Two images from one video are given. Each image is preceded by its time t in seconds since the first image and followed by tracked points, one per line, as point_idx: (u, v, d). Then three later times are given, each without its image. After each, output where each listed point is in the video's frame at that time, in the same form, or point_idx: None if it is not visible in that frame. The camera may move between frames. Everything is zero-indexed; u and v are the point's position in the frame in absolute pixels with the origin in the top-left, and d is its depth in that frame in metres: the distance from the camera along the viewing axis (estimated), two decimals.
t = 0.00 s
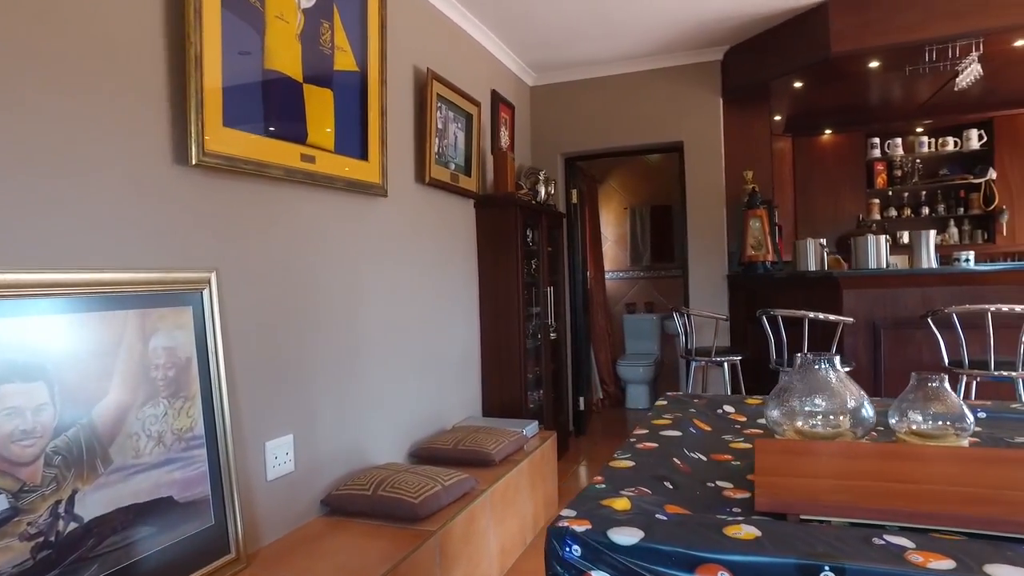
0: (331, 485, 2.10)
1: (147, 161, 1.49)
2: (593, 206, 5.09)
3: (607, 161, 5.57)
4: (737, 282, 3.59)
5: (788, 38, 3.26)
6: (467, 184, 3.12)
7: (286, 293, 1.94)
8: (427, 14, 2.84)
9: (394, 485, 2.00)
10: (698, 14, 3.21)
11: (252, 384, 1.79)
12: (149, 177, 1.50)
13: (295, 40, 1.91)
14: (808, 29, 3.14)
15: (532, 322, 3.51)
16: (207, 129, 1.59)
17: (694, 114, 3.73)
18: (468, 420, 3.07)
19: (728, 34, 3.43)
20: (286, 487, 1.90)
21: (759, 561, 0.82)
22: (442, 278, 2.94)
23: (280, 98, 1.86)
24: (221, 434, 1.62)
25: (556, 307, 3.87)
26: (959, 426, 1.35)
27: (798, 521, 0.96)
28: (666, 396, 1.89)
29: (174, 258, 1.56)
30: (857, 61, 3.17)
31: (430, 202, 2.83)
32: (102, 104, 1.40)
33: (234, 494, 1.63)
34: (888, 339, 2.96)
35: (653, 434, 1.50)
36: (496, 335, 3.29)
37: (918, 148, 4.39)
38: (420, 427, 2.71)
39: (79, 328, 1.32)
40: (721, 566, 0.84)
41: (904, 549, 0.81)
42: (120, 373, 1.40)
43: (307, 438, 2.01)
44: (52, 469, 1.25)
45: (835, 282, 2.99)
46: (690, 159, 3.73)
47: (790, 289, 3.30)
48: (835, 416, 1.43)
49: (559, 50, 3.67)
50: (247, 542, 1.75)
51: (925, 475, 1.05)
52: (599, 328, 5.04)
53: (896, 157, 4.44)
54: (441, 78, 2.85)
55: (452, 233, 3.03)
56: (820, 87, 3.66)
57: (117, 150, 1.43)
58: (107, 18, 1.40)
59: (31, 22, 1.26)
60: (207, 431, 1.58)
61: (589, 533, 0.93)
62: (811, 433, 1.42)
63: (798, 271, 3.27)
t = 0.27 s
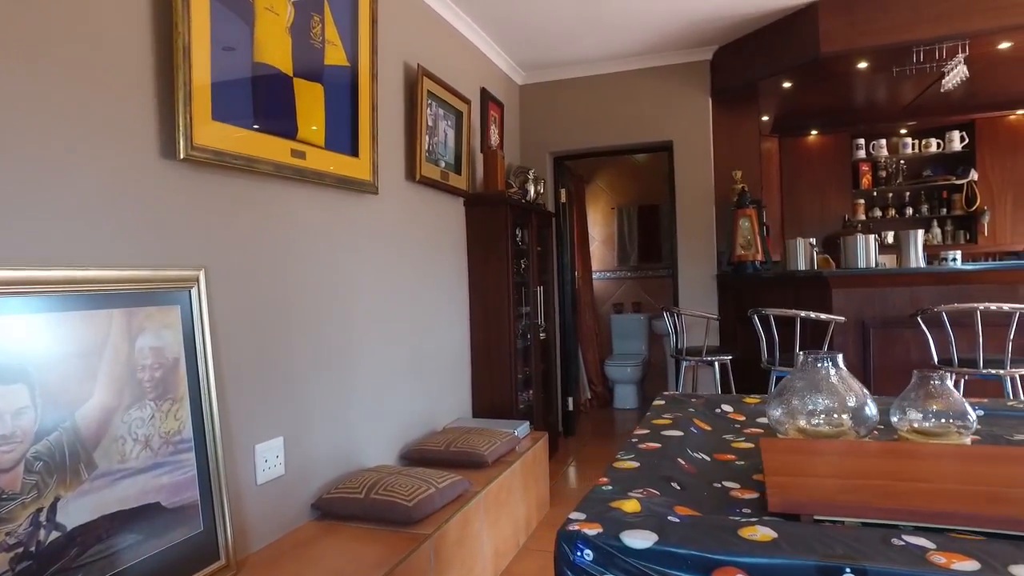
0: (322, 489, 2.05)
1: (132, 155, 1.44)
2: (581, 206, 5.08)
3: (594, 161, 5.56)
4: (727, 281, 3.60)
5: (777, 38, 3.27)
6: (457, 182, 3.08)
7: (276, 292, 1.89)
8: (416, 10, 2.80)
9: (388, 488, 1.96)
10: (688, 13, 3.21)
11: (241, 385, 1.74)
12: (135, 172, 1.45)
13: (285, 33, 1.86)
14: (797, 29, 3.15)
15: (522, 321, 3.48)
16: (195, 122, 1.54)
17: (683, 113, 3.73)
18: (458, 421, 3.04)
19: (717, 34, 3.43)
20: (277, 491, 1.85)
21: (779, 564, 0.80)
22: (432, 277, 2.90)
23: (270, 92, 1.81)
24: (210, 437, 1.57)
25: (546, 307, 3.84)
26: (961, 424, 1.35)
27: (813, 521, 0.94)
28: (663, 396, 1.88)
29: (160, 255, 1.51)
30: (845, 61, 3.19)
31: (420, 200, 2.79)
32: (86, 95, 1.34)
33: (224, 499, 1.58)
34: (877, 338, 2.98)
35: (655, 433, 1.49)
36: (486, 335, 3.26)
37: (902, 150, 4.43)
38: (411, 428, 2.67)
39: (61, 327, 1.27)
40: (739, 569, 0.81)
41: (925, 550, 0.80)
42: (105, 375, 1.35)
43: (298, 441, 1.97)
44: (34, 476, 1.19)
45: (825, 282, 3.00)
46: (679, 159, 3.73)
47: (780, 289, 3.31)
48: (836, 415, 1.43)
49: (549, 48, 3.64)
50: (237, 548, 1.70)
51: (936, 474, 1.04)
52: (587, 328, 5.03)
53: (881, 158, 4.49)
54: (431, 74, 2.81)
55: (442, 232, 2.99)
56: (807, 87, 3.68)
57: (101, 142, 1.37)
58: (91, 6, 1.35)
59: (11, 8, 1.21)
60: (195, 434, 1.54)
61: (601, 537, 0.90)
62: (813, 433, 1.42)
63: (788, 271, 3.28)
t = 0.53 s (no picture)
0: (314, 494, 2.00)
1: (118, 148, 1.38)
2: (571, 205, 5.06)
3: (584, 160, 5.54)
4: (719, 280, 3.60)
5: (770, 37, 3.26)
6: (449, 180, 3.04)
7: (267, 292, 1.84)
8: (409, 4, 2.75)
9: (383, 492, 1.91)
10: (682, 12, 3.19)
11: (231, 387, 1.69)
12: (121, 166, 1.39)
13: (277, 25, 1.81)
14: (790, 28, 3.15)
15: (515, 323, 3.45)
16: (184, 114, 1.49)
17: (676, 113, 3.72)
18: (450, 423, 2.99)
19: (710, 32, 3.42)
20: (268, 497, 1.80)
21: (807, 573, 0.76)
22: (425, 277, 2.85)
23: (261, 85, 1.76)
24: (200, 442, 1.51)
25: (538, 306, 3.81)
26: (968, 424, 1.34)
27: (833, 526, 0.91)
28: (664, 397, 1.85)
29: (148, 253, 1.45)
30: (838, 61, 3.19)
31: (412, 198, 2.75)
32: (69, 85, 1.28)
33: (215, 506, 1.53)
34: (870, 338, 2.98)
35: (660, 435, 1.46)
36: (479, 335, 3.22)
37: (890, 150, 4.45)
38: (403, 430, 2.63)
39: (41, 329, 1.21)
40: None
41: (955, 558, 0.77)
42: (90, 378, 1.29)
43: (289, 445, 1.91)
44: (14, 485, 1.13)
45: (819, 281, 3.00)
46: (672, 158, 3.72)
47: (773, 288, 3.31)
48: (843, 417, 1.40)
49: (541, 46, 3.61)
50: (228, 556, 1.64)
51: (953, 477, 1.02)
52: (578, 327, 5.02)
53: (869, 159, 4.51)
54: (424, 70, 2.77)
55: (433, 230, 2.95)
56: (799, 87, 3.68)
57: (85, 135, 1.31)
58: None
59: None
60: (184, 439, 1.48)
61: (618, 547, 0.86)
62: (820, 434, 1.39)
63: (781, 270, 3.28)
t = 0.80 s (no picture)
0: (307, 501, 1.95)
1: (106, 144, 1.33)
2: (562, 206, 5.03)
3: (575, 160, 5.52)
4: (713, 281, 3.60)
5: (764, 37, 3.26)
6: (442, 179, 2.99)
7: (259, 293, 1.79)
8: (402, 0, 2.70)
9: (380, 498, 1.87)
10: (677, 11, 3.17)
11: (222, 392, 1.63)
12: (108, 163, 1.33)
13: (270, 19, 1.76)
14: (784, 28, 3.14)
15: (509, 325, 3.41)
16: (174, 109, 1.43)
17: (669, 112, 3.70)
18: (444, 426, 2.94)
19: (704, 32, 3.41)
20: (261, 505, 1.75)
21: None
22: (418, 278, 2.81)
23: (254, 80, 1.70)
24: (191, 450, 1.45)
25: (531, 308, 3.77)
26: (978, 429, 1.32)
27: (859, 536, 0.88)
28: (665, 399, 1.82)
29: (137, 254, 1.39)
30: (832, 61, 3.19)
31: (405, 197, 2.70)
32: (54, 77, 1.23)
33: (207, 516, 1.47)
34: (865, 338, 2.98)
35: (666, 439, 1.43)
36: (472, 337, 3.18)
37: (880, 151, 4.47)
38: (396, 434, 2.58)
39: (23, 332, 1.15)
40: None
41: (991, 571, 0.75)
42: (76, 385, 1.23)
43: (282, 451, 1.86)
44: None
45: (814, 282, 2.99)
46: (665, 158, 3.70)
47: (767, 289, 3.30)
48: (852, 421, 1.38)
49: (534, 44, 3.58)
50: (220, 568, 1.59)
51: (974, 483, 1.00)
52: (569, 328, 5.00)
53: (859, 160, 4.53)
54: (418, 67, 2.72)
55: (426, 230, 2.90)
56: (792, 87, 3.68)
57: (71, 130, 1.26)
58: None
59: None
60: (174, 447, 1.42)
61: (640, 559, 0.82)
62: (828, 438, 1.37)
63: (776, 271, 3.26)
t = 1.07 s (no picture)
0: (298, 510, 1.89)
1: (91, 141, 1.27)
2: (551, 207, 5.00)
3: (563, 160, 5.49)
4: (704, 282, 3.60)
5: (756, 38, 3.25)
6: (433, 179, 2.94)
7: (249, 296, 1.73)
8: None
9: (374, 506, 1.82)
10: (670, 11, 3.16)
11: (211, 399, 1.57)
12: (94, 160, 1.27)
13: (261, 13, 1.70)
14: (777, 30, 3.14)
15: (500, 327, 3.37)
16: (161, 104, 1.37)
17: (660, 113, 3.69)
18: (435, 430, 2.90)
19: (696, 32, 3.40)
20: (252, 515, 1.69)
21: None
22: (409, 279, 2.76)
23: (244, 76, 1.65)
24: (179, 460, 1.40)
25: (521, 309, 3.73)
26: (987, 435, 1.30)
27: (883, 547, 0.86)
28: (665, 403, 1.79)
29: (124, 255, 1.33)
30: (824, 63, 3.19)
31: (396, 197, 2.65)
32: (37, 70, 1.16)
33: (196, 528, 1.41)
34: (856, 339, 2.98)
35: (672, 445, 1.40)
36: (463, 339, 3.13)
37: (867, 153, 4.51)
38: (388, 439, 2.52)
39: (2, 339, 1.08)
40: None
41: None
42: (58, 394, 1.17)
43: (273, 458, 1.81)
44: None
45: (806, 283, 2.99)
46: (656, 159, 3.69)
47: (759, 290, 3.29)
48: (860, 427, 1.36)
49: (525, 43, 3.54)
50: None
51: (993, 490, 0.98)
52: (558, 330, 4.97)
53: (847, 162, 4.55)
54: (409, 65, 2.67)
55: (417, 231, 2.85)
56: (783, 88, 3.68)
57: (55, 125, 1.20)
58: None
59: None
60: (162, 457, 1.36)
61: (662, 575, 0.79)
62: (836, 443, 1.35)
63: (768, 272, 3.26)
